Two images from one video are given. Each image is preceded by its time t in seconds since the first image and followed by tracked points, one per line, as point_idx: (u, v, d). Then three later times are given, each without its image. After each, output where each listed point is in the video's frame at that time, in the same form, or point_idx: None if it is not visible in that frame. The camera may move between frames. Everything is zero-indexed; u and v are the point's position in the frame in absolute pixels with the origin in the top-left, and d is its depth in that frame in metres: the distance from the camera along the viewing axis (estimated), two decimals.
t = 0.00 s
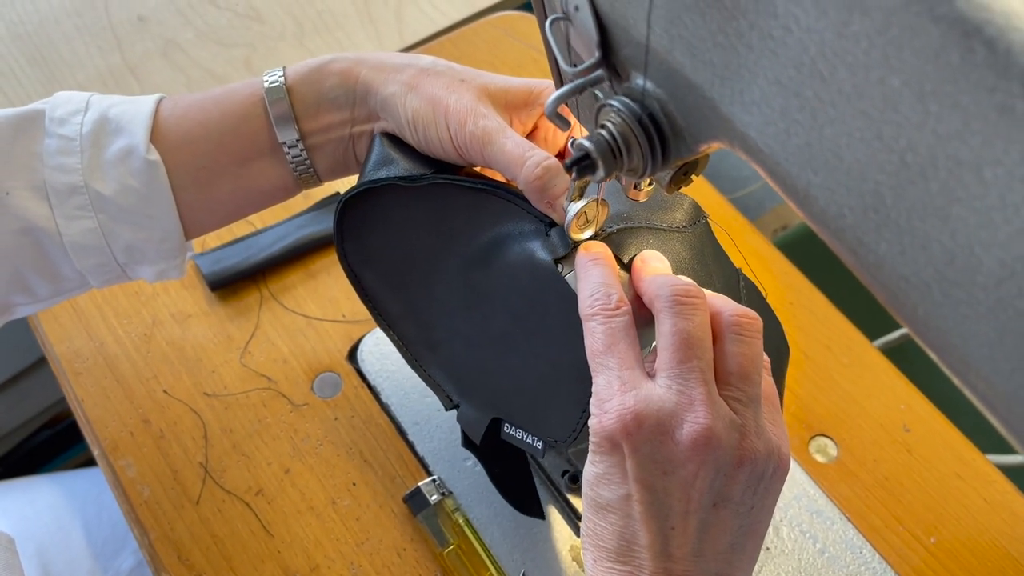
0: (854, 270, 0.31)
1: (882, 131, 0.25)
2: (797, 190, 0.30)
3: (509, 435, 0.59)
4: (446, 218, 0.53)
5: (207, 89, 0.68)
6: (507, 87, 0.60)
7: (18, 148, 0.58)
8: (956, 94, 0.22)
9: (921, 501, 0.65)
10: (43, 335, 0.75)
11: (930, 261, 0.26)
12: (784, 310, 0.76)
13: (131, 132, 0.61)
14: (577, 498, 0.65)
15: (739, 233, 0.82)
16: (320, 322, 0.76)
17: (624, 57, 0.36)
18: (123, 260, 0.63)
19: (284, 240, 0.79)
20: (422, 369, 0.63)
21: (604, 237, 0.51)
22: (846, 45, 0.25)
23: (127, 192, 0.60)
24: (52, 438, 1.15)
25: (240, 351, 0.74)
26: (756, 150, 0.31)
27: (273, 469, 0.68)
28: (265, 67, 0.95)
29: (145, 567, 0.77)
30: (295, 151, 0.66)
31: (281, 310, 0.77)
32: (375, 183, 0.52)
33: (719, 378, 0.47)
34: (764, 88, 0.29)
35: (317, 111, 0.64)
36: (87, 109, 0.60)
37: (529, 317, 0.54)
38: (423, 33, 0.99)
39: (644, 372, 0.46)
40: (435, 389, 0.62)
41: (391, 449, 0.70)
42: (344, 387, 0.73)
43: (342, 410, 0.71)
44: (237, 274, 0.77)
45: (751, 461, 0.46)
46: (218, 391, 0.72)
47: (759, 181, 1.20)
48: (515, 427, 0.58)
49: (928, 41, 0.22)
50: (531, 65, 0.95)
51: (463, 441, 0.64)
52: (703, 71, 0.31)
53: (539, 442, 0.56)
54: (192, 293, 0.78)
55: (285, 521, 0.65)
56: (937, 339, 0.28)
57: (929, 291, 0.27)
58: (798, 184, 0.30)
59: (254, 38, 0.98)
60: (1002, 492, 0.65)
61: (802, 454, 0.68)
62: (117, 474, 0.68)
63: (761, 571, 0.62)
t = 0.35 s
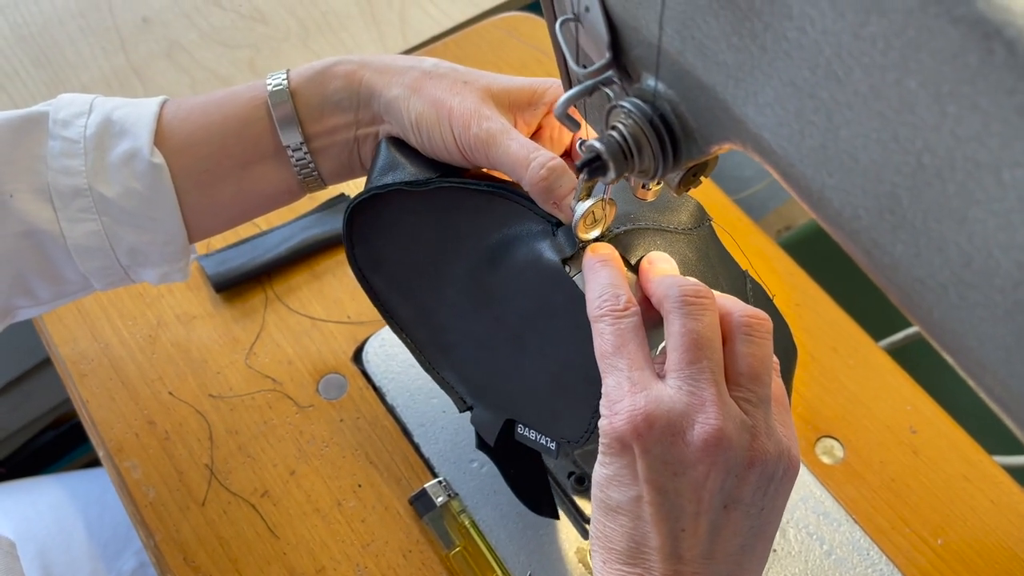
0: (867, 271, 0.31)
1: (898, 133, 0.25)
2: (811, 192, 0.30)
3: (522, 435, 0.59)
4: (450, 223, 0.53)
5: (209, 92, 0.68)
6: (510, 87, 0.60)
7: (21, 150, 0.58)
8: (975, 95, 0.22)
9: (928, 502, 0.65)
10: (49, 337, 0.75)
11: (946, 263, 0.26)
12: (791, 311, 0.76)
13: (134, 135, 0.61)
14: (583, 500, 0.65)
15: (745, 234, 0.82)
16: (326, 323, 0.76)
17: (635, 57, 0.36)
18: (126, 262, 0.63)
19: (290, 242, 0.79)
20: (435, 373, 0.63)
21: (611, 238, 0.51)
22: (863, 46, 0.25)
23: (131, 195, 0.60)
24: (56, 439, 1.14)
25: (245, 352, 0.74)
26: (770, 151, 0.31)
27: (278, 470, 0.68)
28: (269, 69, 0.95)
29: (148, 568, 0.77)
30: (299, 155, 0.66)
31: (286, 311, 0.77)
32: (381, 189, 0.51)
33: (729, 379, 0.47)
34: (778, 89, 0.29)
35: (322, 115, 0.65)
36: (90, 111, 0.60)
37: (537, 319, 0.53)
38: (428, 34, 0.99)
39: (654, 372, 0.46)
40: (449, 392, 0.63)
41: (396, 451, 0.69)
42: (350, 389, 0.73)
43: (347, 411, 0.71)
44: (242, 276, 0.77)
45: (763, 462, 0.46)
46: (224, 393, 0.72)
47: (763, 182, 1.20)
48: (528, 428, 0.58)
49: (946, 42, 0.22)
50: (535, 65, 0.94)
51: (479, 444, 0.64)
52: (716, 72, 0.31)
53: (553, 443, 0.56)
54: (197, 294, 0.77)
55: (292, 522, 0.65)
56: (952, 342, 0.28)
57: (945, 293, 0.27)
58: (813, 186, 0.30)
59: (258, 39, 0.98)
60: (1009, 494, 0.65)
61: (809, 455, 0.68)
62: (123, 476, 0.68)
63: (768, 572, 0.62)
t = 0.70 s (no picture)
0: (871, 275, 0.31)
1: (903, 138, 0.25)
2: (815, 196, 0.30)
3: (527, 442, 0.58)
4: (449, 229, 0.53)
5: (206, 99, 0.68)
6: (503, 91, 0.60)
7: (17, 157, 0.58)
8: (980, 100, 0.22)
9: (930, 504, 0.65)
10: (51, 339, 0.75)
11: (950, 268, 0.26)
12: (792, 313, 0.76)
13: (130, 142, 0.61)
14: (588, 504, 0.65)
15: (745, 236, 0.82)
16: (328, 325, 0.76)
17: (638, 61, 0.36)
18: (123, 269, 0.63)
19: (289, 244, 0.79)
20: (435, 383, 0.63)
21: (611, 242, 0.51)
22: (868, 51, 0.25)
23: (126, 203, 0.60)
24: (59, 440, 1.14)
25: (248, 355, 0.74)
26: (774, 155, 0.31)
27: (281, 472, 0.68)
28: (271, 71, 0.95)
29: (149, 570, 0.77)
30: (294, 162, 0.66)
31: (289, 313, 0.77)
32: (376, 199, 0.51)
33: (730, 384, 0.47)
34: (782, 93, 0.29)
35: (316, 123, 0.65)
36: (86, 119, 0.60)
37: (538, 322, 0.54)
38: (430, 36, 0.99)
39: (655, 382, 0.46)
40: (451, 400, 0.63)
41: (398, 453, 0.69)
42: (352, 391, 0.73)
43: (350, 414, 0.71)
44: (243, 278, 0.77)
45: (769, 466, 0.46)
46: (226, 395, 0.72)
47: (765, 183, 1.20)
48: (534, 433, 0.57)
49: (951, 47, 0.22)
50: (537, 67, 0.94)
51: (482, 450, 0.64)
52: (719, 76, 0.31)
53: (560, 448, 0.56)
54: (200, 295, 0.78)
55: (294, 525, 0.65)
56: (956, 346, 0.28)
57: (950, 298, 0.27)
58: (817, 190, 0.30)
59: (260, 41, 0.98)
60: (1011, 495, 0.65)
61: (812, 458, 0.68)
62: (126, 478, 0.68)
63: None
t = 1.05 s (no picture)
0: (869, 276, 0.31)
1: (901, 138, 0.25)
2: (813, 197, 0.30)
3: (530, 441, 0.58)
4: (456, 228, 0.53)
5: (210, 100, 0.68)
6: (506, 92, 0.60)
7: (20, 156, 0.58)
8: (978, 101, 0.22)
9: (930, 505, 0.65)
10: (50, 340, 0.75)
11: (949, 269, 0.26)
12: (793, 313, 0.76)
13: (134, 143, 0.61)
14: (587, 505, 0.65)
15: (745, 236, 0.82)
16: (327, 326, 0.76)
17: (637, 61, 0.36)
18: (125, 269, 0.63)
19: (289, 245, 0.79)
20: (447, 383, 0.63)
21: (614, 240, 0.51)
22: (865, 51, 0.24)
23: (129, 203, 0.60)
24: (58, 440, 1.13)
25: (247, 355, 0.74)
26: (772, 156, 0.31)
27: (280, 474, 0.68)
28: (271, 71, 0.95)
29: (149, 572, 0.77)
30: (298, 163, 0.66)
31: (288, 314, 0.77)
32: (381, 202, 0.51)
33: (729, 384, 0.47)
34: (780, 93, 0.29)
35: (320, 123, 0.65)
36: (89, 119, 0.60)
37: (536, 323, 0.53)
38: (429, 36, 0.99)
39: (654, 381, 0.46)
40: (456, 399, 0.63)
41: (397, 454, 0.69)
42: (352, 391, 0.73)
43: (349, 415, 0.71)
44: (242, 278, 0.77)
45: (768, 466, 0.46)
46: (226, 395, 0.72)
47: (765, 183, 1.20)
48: (537, 433, 0.57)
49: (948, 47, 0.22)
50: (537, 67, 0.94)
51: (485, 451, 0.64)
52: (717, 76, 0.31)
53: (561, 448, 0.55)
54: (199, 296, 0.78)
55: (293, 526, 0.65)
56: (954, 348, 0.28)
57: (948, 299, 0.27)
58: (815, 191, 0.30)
59: (260, 41, 0.98)
60: (1011, 496, 0.65)
61: (811, 458, 0.68)
62: (125, 479, 0.68)
63: None
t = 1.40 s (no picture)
0: (874, 276, 0.30)
1: (906, 138, 0.25)
2: (817, 197, 0.30)
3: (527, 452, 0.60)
4: (452, 239, 0.52)
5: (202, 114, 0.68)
6: (493, 97, 0.60)
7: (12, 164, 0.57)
8: (984, 101, 0.22)
9: (932, 505, 0.65)
10: (50, 340, 0.75)
11: (954, 270, 0.26)
12: (791, 313, 0.76)
13: (126, 155, 0.61)
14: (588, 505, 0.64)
15: (743, 234, 0.81)
16: (327, 325, 0.76)
17: (639, 61, 0.36)
18: (115, 280, 0.62)
19: (288, 246, 0.79)
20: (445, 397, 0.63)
21: (610, 241, 0.51)
22: (870, 51, 0.24)
23: (120, 215, 0.59)
24: (58, 440, 1.14)
25: (248, 356, 0.74)
26: (775, 155, 0.31)
27: (280, 475, 0.68)
28: (271, 71, 0.95)
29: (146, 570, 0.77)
30: (289, 177, 0.65)
31: (288, 314, 0.77)
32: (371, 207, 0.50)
33: (734, 385, 0.47)
34: (784, 93, 0.29)
35: (312, 136, 0.64)
36: (83, 130, 0.60)
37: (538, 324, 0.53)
38: (430, 35, 0.99)
39: (659, 383, 0.46)
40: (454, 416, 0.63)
41: (398, 454, 0.69)
42: (352, 392, 0.72)
43: (350, 415, 0.71)
44: (241, 279, 0.77)
45: (773, 467, 0.46)
46: (225, 396, 0.72)
47: (766, 183, 1.20)
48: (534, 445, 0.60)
49: (955, 47, 0.22)
50: (538, 66, 0.94)
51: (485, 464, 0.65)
52: (721, 76, 0.31)
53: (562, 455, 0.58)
54: (199, 296, 0.77)
55: (294, 527, 0.65)
56: (959, 349, 0.28)
57: (953, 299, 0.27)
58: (819, 191, 0.30)
59: (260, 41, 0.98)
60: (1013, 496, 0.65)
61: (813, 459, 0.68)
62: (125, 480, 0.67)
63: None
